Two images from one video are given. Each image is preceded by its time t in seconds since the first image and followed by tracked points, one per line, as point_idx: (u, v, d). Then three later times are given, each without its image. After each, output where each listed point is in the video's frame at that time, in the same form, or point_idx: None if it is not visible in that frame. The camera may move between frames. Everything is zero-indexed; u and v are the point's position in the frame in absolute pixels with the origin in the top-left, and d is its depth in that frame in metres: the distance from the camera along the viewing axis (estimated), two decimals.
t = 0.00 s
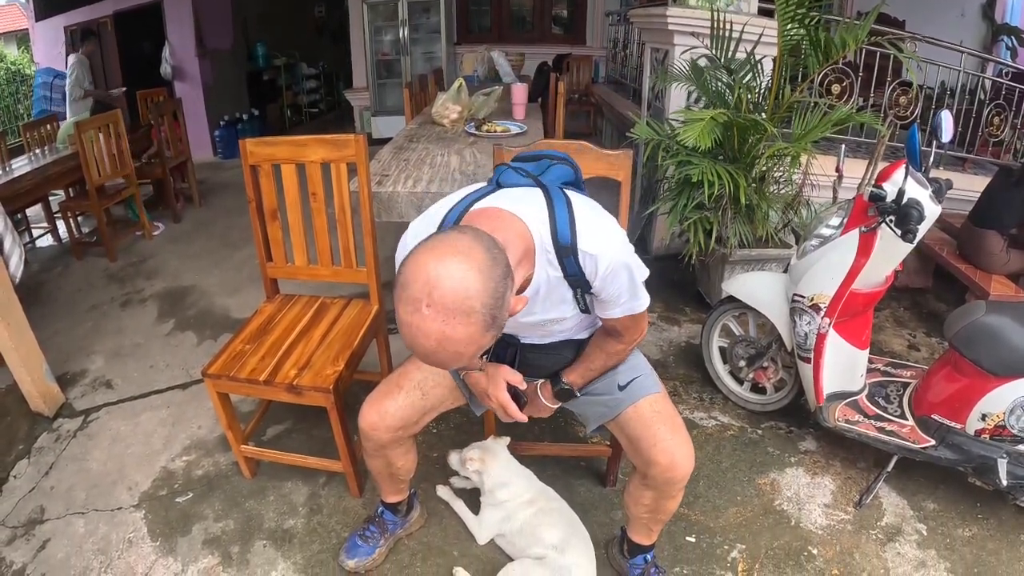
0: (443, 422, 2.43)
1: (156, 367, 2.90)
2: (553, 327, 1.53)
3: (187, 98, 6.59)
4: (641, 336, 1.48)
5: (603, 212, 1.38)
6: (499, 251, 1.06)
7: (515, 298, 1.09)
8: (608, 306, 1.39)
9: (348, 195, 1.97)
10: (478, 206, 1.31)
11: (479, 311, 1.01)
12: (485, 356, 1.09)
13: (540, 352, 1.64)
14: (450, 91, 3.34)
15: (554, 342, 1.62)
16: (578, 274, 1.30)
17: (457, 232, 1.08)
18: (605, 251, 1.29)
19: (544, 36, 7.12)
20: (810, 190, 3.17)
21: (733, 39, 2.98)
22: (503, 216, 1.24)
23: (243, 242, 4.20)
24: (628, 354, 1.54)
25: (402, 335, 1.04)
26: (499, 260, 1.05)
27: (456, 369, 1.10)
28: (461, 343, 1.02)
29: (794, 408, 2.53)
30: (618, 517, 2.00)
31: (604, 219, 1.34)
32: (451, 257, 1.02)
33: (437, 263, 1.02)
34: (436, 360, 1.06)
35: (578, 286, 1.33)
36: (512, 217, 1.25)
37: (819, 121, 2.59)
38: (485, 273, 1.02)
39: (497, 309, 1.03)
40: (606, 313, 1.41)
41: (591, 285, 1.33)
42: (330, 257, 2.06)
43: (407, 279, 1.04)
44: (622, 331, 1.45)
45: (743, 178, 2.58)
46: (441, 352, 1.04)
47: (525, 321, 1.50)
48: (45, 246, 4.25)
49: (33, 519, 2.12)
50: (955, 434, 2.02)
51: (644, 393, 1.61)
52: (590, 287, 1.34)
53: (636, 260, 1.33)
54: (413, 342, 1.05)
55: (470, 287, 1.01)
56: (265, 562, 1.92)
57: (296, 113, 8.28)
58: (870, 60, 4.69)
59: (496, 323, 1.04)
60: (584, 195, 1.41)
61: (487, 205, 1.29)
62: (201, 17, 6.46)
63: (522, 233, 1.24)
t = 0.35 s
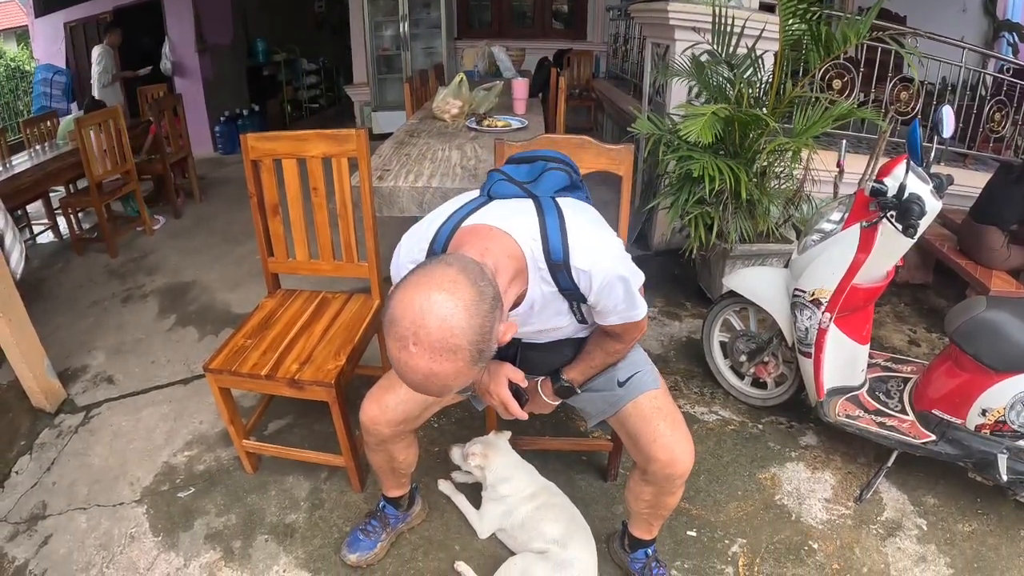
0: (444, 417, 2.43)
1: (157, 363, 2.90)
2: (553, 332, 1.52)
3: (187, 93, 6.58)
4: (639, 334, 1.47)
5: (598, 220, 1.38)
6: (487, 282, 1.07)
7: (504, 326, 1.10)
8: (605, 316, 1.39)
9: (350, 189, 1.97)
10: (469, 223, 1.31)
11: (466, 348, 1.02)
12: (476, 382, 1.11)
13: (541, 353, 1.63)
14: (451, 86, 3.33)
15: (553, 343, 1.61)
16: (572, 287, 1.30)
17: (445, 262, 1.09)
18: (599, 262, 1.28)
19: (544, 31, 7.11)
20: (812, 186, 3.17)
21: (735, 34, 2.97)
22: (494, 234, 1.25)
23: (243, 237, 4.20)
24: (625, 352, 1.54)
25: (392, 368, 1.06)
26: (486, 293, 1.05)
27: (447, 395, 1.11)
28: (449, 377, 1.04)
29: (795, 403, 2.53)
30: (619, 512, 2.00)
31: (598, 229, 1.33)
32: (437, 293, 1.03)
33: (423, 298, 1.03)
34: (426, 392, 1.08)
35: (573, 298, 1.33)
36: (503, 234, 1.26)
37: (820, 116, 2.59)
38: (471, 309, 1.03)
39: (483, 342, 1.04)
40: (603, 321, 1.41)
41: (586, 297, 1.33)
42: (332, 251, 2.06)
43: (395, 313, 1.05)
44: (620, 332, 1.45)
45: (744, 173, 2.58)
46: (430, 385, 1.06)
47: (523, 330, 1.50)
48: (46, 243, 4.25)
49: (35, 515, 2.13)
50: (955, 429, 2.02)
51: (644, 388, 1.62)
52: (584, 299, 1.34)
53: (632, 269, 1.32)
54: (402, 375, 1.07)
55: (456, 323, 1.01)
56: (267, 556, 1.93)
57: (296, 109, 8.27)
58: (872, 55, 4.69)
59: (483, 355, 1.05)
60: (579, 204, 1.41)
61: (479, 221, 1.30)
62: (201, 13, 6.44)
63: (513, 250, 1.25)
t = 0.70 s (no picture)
0: (445, 411, 2.43)
1: (158, 358, 2.91)
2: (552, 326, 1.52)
3: (187, 89, 6.57)
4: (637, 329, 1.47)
5: (594, 214, 1.37)
6: (479, 278, 1.06)
7: (496, 322, 1.10)
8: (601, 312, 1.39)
9: (350, 184, 1.97)
10: (465, 218, 1.31)
11: (456, 345, 1.02)
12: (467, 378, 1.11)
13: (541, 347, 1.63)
14: (451, 81, 3.33)
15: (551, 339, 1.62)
16: (568, 282, 1.30)
17: (438, 259, 1.08)
18: (595, 256, 1.28)
19: (545, 27, 7.11)
20: (812, 180, 3.17)
21: (736, 29, 2.97)
22: (488, 230, 1.24)
23: (244, 233, 4.20)
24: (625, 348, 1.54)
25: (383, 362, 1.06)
26: (478, 291, 1.05)
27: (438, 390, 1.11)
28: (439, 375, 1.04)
29: (796, 398, 2.54)
30: (619, 506, 2.01)
31: (594, 224, 1.33)
32: (428, 290, 1.03)
33: (414, 295, 1.03)
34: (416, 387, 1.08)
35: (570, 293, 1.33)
36: (498, 230, 1.26)
37: (821, 110, 2.59)
38: (462, 306, 1.02)
39: (473, 339, 1.03)
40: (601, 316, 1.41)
41: (582, 292, 1.33)
42: (333, 246, 2.07)
43: (387, 309, 1.05)
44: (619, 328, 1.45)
45: (744, 167, 2.58)
46: (420, 381, 1.06)
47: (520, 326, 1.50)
48: (46, 239, 4.25)
49: (37, 511, 2.13)
50: (955, 424, 2.03)
51: (644, 383, 1.62)
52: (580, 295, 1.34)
53: (628, 264, 1.31)
54: (393, 370, 1.07)
55: (446, 320, 1.01)
56: (268, 551, 1.93)
57: (296, 105, 8.27)
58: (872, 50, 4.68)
59: (474, 352, 1.05)
60: (575, 198, 1.40)
61: (474, 217, 1.30)
62: (201, 9, 6.43)
63: (507, 246, 1.25)
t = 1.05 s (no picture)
0: (446, 406, 2.43)
1: (158, 354, 2.90)
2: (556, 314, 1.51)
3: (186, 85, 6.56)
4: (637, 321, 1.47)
5: (595, 203, 1.37)
6: (478, 260, 1.06)
7: (496, 306, 1.09)
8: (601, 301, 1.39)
9: (350, 178, 1.97)
10: (466, 205, 1.31)
11: (456, 327, 1.02)
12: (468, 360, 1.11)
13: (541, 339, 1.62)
14: (451, 76, 3.32)
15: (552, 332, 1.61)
16: (569, 269, 1.30)
17: (437, 242, 1.08)
18: (596, 242, 1.27)
19: (545, 22, 7.09)
20: (812, 175, 3.16)
21: (737, 23, 2.96)
22: (489, 217, 1.24)
23: (243, 228, 4.20)
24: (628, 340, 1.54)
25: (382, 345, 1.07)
26: (477, 273, 1.05)
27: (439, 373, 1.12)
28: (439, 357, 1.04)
29: (796, 392, 2.53)
30: (620, 500, 2.00)
31: (595, 212, 1.32)
32: (427, 271, 1.03)
33: (413, 276, 1.03)
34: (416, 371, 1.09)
35: (571, 281, 1.33)
36: (499, 217, 1.26)
37: (822, 105, 2.58)
38: (460, 288, 1.02)
39: (472, 321, 1.03)
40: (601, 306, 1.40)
41: (583, 281, 1.33)
42: (333, 241, 2.07)
43: (386, 290, 1.05)
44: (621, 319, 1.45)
45: (744, 161, 2.57)
46: (420, 364, 1.06)
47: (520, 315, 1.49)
48: (46, 235, 4.25)
49: (37, 507, 2.13)
50: (957, 419, 2.02)
51: (644, 377, 1.61)
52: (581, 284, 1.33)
53: (629, 252, 1.30)
54: (393, 352, 1.07)
55: (444, 302, 1.01)
56: (269, 545, 1.93)
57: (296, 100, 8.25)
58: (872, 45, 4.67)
59: (473, 333, 1.05)
60: (576, 186, 1.40)
61: (475, 205, 1.30)
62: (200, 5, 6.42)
63: (508, 233, 1.25)
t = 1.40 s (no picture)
0: (446, 401, 2.43)
1: (158, 350, 2.91)
2: (558, 293, 1.51)
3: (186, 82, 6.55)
4: (643, 311, 1.52)
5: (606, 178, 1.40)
6: (493, 200, 1.13)
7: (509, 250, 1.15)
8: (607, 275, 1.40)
9: (349, 173, 1.97)
10: (482, 169, 1.34)
11: (471, 258, 1.08)
12: (479, 303, 1.15)
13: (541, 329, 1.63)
14: (451, 71, 3.31)
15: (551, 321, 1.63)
16: (579, 234, 1.31)
17: (454, 185, 1.15)
18: (607, 208, 1.30)
19: (545, 18, 7.07)
20: (813, 171, 3.15)
21: (738, 18, 2.95)
22: (506, 175, 1.28)
23: (243, 224, 4.19)
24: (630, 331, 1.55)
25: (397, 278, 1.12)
26: (491, 211, 1.11)
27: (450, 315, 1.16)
28: (453, 288, 1.09)
29: (797, 388, 2.53)
30: (620, 496, 2.01)
31: (607, 184, 1.35)
32: (444, 206, 1.10)
33: (431, 210, 1.10)
34: (429, 307, 1.13)
35: (578, 249, 1.33)
36: (515, 177, 1.29)
37: (823, 100, 2.57)
38: (475, 221, 1.09)
39: (485, 256, 1.09)
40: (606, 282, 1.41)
41: (592, 249, 1.34)
42: (332, 236, 2.07)
43: (403, 225, 1.11)
44: (623, 305, 1.48)
45: (745, 157, 2.57)
46: (432, 298, 1.11)
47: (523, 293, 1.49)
48: (46, 232, 4.24)
49: (38, 504, 2.13)
50: (957, 415, 2.02)
51: (644, 371, 1.62)
52: (590, 253, 1.34)
53: (638, 223, 1.33)
54: (407, 287, 1.12)
55: (460, 232, 1.08)
56: (269, 541, 1.93)
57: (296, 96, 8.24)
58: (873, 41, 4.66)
59: (484, 270, 1.10)
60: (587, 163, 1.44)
61: (491, 167, 1.33)
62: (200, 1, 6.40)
63: (523, 192, 1.28)
